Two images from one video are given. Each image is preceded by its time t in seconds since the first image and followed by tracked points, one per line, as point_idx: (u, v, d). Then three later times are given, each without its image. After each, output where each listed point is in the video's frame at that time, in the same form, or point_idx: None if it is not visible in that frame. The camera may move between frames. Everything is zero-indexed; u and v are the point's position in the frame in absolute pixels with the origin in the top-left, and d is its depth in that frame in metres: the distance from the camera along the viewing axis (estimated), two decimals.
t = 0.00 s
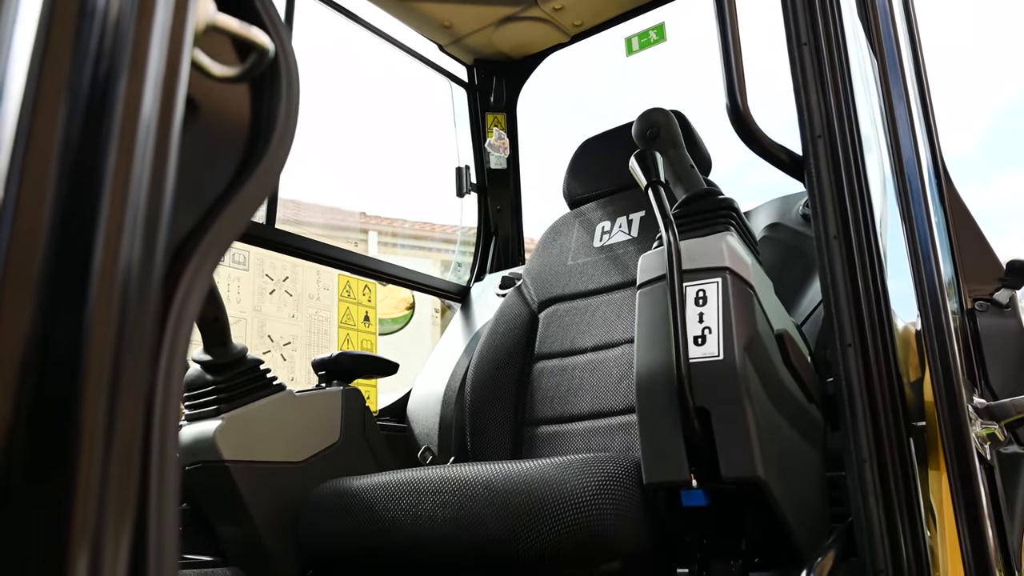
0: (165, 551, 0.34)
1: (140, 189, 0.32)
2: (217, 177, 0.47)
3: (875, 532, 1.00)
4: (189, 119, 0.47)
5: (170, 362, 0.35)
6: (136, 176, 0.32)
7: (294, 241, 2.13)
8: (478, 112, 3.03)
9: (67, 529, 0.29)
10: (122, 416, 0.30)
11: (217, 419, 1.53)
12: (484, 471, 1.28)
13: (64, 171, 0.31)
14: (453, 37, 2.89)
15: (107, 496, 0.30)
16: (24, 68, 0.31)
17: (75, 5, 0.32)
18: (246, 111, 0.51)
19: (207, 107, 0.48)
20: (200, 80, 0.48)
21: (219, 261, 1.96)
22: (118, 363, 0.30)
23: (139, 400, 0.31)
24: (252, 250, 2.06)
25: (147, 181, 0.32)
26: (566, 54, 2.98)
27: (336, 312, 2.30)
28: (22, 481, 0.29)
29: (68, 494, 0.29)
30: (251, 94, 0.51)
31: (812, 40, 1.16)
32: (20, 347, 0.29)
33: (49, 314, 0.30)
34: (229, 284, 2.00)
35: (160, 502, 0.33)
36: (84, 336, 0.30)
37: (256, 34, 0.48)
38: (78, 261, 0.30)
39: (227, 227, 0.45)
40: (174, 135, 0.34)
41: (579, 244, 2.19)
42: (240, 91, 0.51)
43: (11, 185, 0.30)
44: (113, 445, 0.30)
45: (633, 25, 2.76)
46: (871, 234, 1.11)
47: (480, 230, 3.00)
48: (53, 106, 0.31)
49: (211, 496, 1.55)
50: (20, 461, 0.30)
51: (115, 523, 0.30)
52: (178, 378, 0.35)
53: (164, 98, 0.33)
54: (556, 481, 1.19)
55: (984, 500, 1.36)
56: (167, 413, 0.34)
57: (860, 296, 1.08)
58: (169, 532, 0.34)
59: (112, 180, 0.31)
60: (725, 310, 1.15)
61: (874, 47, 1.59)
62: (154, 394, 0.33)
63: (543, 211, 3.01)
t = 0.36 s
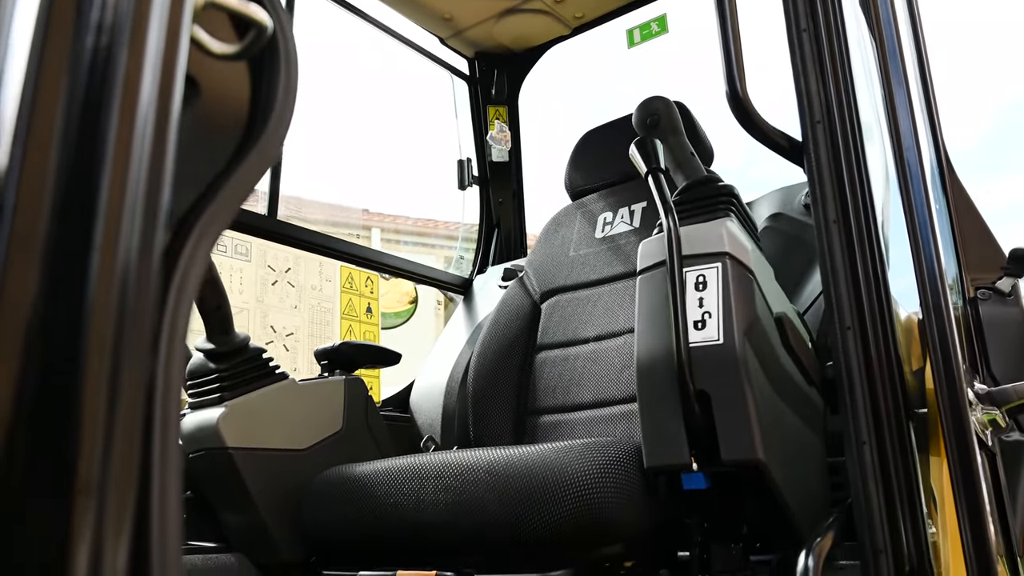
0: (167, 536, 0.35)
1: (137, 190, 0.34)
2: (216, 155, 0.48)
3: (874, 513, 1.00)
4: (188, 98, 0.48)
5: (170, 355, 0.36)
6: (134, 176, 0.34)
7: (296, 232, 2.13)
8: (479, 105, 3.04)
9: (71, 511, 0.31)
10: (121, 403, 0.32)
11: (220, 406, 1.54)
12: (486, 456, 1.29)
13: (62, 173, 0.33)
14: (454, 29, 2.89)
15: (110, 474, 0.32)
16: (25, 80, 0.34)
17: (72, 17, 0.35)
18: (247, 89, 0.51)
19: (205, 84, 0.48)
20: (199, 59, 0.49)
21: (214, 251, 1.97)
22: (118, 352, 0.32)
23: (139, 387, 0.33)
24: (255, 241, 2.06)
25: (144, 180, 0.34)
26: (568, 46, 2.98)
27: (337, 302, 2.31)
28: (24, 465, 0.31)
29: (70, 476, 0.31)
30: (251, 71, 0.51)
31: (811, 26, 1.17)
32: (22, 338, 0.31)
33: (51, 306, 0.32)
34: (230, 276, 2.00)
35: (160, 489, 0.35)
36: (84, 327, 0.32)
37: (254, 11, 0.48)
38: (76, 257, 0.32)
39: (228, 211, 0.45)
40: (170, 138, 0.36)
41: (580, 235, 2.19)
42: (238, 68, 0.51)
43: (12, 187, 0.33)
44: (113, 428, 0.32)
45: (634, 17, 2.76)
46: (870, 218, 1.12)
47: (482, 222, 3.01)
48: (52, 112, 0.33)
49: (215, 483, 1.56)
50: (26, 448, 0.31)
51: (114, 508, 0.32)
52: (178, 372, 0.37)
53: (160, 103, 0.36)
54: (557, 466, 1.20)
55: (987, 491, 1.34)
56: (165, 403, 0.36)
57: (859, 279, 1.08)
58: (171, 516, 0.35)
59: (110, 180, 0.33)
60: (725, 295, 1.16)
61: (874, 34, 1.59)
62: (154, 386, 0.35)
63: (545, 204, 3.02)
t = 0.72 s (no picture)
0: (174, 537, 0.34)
1: (136, 182, 0.33)
2: (218, 127, 0.47)
3: (874, 496, 1.00)
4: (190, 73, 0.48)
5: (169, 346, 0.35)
6: (131, 170, 0.33)
7: (299, 225, 2.13)
8: (481, 98, 3.04)
9: (72, 515, 0.30)
10: (120, 401, 0.32)
11: (224, 394, 1.55)
12: (490, 441, 1.29)
13: (60, 172, 0.33)
14: (457, 23, 2.89)
15: (110, 472, 0.31)
16: (21, 81, 0.34)
17: (67, 10, 0.35)
18: (247, 62, 0.51)
19: (206, 57, 0.49)
20: (201, 30, 0.50)
21: (216, 244, 1.96)
22: (117, 349, 0.32)
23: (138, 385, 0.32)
24: (258, 233, 2.06)
25: (142, 173, 0.34)
26: (570, 40, 2.99)
27: (341, 294, 2.33)
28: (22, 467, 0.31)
29: (69, 478, 0.30)
30: (252, 44, 0.52)
31: (812, 9, 1.17)
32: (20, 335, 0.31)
33: (49, 306, 0.32)
34: (233, 266, 2.02)
35: (163, 489, 0.34)
36: (81, 323, 0.31)
37: None
38: (75, 252, 0.32)
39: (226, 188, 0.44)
40: (168, 130, 0.35)
41: (582, 227, 2.19)
42: (239, 40, 0.51)
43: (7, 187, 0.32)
44: (112, 428, 0.31)
45: (636, 10, 2.77)
46: (871, 201, 1.13)
47: (484, 216, 3.01)
48: (49, 109, 0.33)
49: (218, 471, 1.56)
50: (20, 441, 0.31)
51: (114, 512, 0.31)
52: (177, 363, 0.35)
53: (158, 93, 0.35)
54: (559, 450, 1.20)
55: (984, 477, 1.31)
56: (168, 402, 0.34)
57: (860, 259, 1.08)
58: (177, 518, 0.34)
59: (106, 176, 0.33)
60: (726, 279, 1.16)
61: (875, 21, 1.59)
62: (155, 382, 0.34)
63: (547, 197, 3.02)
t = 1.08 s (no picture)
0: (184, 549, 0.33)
1: (138, 187, 0.31)
2: (222, 103, 0.47)
3: (877, 476, 1.00)
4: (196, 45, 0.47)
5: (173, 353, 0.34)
6: (135, 166, 0.31)
7: (302, 217, 2.14)
8: (483, 93, 3.05)
9: (75, 529, 0.28)
10: (125, 410, 0.30)
11: (228, 383, 1.56)
12: (490, 427, 1.29)
13: (62, 167, 0.31)
14: (459, 18, 2.89)
15: (114, 485, 0.29)
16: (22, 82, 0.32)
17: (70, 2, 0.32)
18: (251, 36, 0.49)
19: (213, 29, 0.48)
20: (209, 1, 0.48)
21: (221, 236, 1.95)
22: (121, 355, 0.30)
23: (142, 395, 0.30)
24: (262, 226, 2.07)
25: (146, 167, 0.32)
26: (571, 34, 2.99)
27: (343, 286, 2.34)
28: (23, 485, 0.29)
29: (75, 501, 0.28)
30: (256, 17, 0.50)
31: None
32: (22, 342, 0.29)
33: (53, 316, 0.30)
34: (238, 257, 2.01)
35: (173, 498, 0.32)
36: (85, 337, 0.29)
37: None
38: (77, 261, 0.30)
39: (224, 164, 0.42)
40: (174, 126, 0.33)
41: (584, 219, 2.20)
42: (244, 11, 0.50)
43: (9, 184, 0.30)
44: (116, 438, 0.29)
45: (637, 4, 2.77)
46: (873, 184, 1.14)
47: (486, 210, 3.02)
48: (51, 103, 0.31)
49: (223, 459, 1.57)
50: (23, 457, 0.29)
51: (120, 518, 0.29)
52: (183, 364, 0.34)
53: (161, 88, 0.33)
54: (561, 434, 1.21)
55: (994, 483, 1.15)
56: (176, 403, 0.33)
57: (861, 238, 1.09)
58: (185, 533, 0.33)
59: (111, 171, 0.31)
60: (728, 264, 1.16)
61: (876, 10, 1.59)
62: (158, 394, 0.32)
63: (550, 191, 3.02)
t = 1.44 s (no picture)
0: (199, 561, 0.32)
1: (147, 194, 0.31)
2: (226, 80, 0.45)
3: (878, 454, 1.00)
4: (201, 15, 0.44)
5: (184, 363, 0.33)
6: (144, 172, 0.32)
7: (306, 208, 2.15)
8: (486, 87, 3.06)
9: (87, 535, 0.28)
10: (134, 416, 0.30)
11: (232, 371, 1.57)
12: (492, 413, 1.31)
13: (71, 173, 0.31)
14: (461, 13, 2.90)
15: (126, 480, 0.29)
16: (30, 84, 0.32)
17: (83, 6, 0.32)
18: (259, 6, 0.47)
19: None
20: None
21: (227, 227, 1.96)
22: (130, 362, 0.30)
23: (150, 403, 0.30)
24: (266, 218, 2.08)
25: (155, 173, 0.32)
26: (573, 28, 3.00)
27: (347, 279, 2.34)
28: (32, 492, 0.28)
29: (88, 509, 0.28)
30: None
31: None
32: (32, 350, 0.29)
33: (65, 321, 0.29)
34: (243, 249, 2.03)
35: (189, 502, 0.32)
36: (95, 343, 0.29)
37: None
38: (88, 266, 0.30)
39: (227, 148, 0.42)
40: (180, 134, 0.34)
41: (586, 210, 2.20)
42: None
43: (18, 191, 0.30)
44: (127, 444, 0.29)
45: None
46: (875, 166, 1.15)
47: (489, 204, 3.03)
48: (59, 111, 0.31)
49: (228, 446, 1.57)
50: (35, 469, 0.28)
51: (131, 522, 0.29)
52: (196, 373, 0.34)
53: (169, 95, 0.33)
54: (562, 418, 1.22)
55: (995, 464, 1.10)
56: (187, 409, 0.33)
57: (861, 220, 1.10)
58: (202, 548, 0.32)
59: (121, 177, 0.31)
60: (731, 248, 1.17)
61: None
62: (171, 409, 0.32)
63: (552, 186, 3.02)
